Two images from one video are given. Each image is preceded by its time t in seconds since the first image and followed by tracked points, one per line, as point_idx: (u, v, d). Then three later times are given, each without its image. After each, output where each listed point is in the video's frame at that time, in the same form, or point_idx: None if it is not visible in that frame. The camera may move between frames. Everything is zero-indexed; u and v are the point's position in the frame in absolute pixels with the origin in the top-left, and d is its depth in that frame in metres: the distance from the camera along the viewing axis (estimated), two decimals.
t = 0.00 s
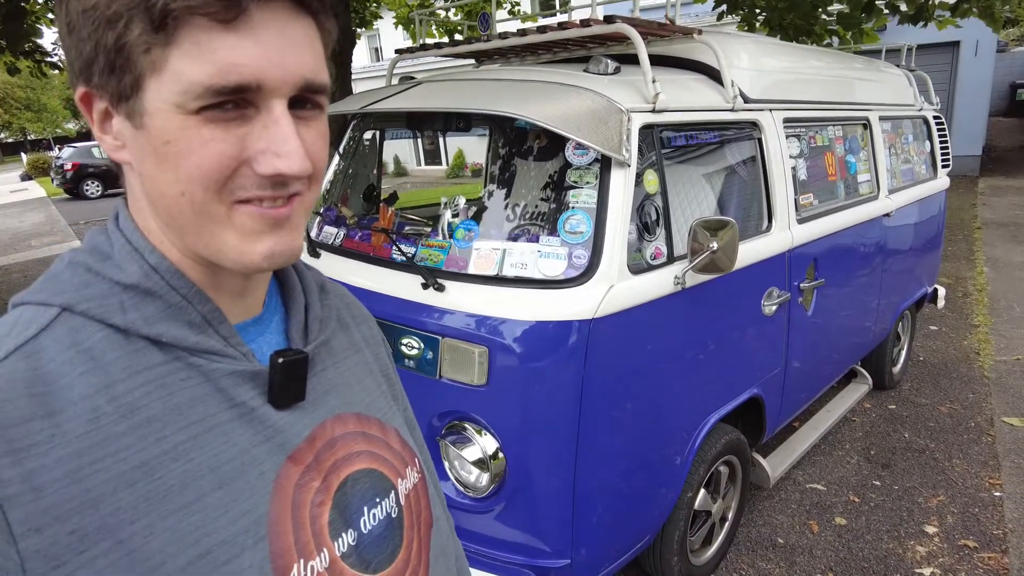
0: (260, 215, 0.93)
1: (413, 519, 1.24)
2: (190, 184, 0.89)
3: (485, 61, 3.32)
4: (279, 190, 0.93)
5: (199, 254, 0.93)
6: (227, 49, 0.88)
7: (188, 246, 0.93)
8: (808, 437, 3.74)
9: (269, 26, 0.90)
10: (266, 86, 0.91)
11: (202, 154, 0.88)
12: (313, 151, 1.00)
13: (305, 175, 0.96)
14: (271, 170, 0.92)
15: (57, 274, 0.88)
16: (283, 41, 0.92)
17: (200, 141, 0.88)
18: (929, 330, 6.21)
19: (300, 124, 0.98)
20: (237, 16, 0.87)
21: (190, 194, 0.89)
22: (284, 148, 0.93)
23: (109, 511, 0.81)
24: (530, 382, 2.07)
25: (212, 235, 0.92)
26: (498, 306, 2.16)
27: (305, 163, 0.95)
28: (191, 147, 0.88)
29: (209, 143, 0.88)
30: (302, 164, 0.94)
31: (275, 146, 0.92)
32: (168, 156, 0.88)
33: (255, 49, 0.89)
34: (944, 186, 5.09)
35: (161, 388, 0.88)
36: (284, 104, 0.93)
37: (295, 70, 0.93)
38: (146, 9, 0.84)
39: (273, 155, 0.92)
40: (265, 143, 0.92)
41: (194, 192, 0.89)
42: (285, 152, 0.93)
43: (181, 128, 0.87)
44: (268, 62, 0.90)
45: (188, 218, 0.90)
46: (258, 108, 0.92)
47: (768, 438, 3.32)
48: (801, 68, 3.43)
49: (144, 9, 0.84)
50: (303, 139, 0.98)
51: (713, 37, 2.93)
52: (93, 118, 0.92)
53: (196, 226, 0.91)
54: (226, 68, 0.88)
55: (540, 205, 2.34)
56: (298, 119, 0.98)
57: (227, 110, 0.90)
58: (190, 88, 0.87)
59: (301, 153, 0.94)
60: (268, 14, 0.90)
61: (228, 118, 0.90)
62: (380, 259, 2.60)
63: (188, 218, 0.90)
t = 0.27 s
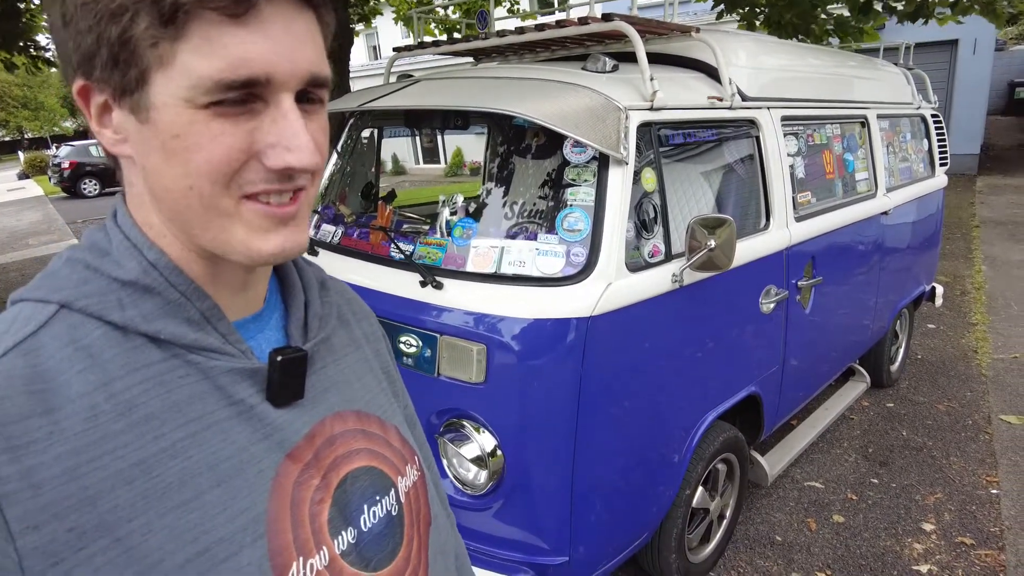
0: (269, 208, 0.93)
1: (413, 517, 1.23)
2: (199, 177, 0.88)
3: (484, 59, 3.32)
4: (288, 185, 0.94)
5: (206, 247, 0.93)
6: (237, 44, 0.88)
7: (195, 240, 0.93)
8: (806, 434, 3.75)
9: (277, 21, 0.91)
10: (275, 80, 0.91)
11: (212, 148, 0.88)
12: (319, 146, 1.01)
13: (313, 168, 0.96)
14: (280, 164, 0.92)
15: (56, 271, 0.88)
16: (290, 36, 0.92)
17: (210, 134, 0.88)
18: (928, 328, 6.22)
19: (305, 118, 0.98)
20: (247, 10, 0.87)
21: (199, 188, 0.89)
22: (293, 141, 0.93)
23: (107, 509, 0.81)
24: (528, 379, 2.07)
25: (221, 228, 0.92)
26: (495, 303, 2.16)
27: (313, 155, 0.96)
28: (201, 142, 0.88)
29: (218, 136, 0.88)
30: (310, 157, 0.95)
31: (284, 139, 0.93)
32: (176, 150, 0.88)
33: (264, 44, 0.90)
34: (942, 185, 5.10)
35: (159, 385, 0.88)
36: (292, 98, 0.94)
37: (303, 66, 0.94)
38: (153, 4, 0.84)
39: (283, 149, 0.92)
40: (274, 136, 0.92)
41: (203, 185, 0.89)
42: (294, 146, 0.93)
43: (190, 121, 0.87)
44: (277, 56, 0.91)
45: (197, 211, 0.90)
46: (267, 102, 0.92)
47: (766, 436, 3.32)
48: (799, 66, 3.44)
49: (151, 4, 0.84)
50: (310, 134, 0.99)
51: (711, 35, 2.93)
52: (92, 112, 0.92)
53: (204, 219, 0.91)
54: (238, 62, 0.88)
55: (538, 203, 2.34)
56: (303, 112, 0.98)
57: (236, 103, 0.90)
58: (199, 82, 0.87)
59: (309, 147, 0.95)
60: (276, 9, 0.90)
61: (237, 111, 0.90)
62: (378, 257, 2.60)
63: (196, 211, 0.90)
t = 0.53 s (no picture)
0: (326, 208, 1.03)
1: (414, 512, 1.25)
2: (328, 171, 1.01)
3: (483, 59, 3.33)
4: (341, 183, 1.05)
5: (311, 234, 1.03)
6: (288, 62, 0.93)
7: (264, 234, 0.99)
8: (804, 433, 3.77)
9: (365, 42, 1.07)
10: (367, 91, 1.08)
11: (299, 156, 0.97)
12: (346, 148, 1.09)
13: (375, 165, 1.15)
14: (372, 162, 1.10)
15: (54, 274, 0.86)
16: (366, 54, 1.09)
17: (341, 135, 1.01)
18: (925, 327, 6.24)
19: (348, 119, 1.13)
20: (365, 33, 1.04)
21: (328, 181, 1.01)
22: (376, 143, 1.11)
23: (113, 513, 0.83)
24: (528, 378, 2.08)
25: (329, 215, 1.04)
26: (496, 302, 2.17)
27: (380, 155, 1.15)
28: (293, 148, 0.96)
29: (342, 136, 1.02)
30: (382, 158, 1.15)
31: (372, 141, 1.09)
32: (313, 145, 0.98)
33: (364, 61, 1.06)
34: (939, 184, 5.12)
35: (162, 388, 0.89)
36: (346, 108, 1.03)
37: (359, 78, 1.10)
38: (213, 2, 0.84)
39: (369, 149, 1.09)
40: (367, 139, 1.08)
41: (329, 178, 1.01)
42: (377, 147, 1.12)
43: (328, 121, 0.99)
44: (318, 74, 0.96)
45: (319, 201, 1.01)
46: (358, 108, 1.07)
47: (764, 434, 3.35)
48: (797, 66, 3.45)
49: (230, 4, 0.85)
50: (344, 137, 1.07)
51: (709, 35, 2.95)
52: (212, 105, 0.89)
53: (321, 208, 1.02)
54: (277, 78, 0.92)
55: (538, 202, 2.35)
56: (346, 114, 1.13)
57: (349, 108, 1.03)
58: (341, 90, 1.00)
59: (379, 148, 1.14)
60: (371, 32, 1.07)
61: (350, 115, 1.04)
62: (378, 256, 2.62)
63: (318, 201, 1.01)
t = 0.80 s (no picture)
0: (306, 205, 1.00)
1: (401, 503, 1.25)
2: (305, 159, 0.96)
3: (479, 57, 3.33)
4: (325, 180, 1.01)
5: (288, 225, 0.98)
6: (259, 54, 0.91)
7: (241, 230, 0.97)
8: (800, 432, 3.76)
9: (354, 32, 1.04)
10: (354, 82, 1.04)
11: (267, 142, 0.92)
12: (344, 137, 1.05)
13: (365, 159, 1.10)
14: (357, 153, 1.05)
15: (39, 261, 0.85)
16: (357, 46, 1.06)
17: (320, 123, 0.97)
18: (922, 327, 6.24)
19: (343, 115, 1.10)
20: (352, 22, 1.00)
21: (304, 169, 0.96)
22: (363, 134, 1.06)
23: (104, 500, 0.82)
24: (520, 375, 2.08)
25: (307, 205, 0.99)
26: (489, 299, 2.17)
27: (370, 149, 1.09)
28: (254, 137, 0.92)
29: (321, 123, 0.97)
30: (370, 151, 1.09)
31: (358, 131, 1.04)
32: (289, 132, 0.94)
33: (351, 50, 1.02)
34: (936, 184, 5.12)
35: (151, 376, 0.88)
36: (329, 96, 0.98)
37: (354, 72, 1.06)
38: None
39: (355, 140, 1.04)
40: (352, 129, 1.03)
41: (305, 166, 0.96)
42: (363, 138, 1.06)
43: (305, 107, 0.95)
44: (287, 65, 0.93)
45: (294, 189, 0.96)
46: (345, 98, 1.03)
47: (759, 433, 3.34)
48: (793, 65, 3.45)
49: None
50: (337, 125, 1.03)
51: (704, 33, 2.94)
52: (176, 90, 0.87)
53: (296, 196, 0.97)
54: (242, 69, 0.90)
55: (532, 199, 2.35)
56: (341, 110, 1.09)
57: (332, 96, 0.99)
58: (320, 77, 0.96)
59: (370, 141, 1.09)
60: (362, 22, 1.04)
61: (332, 104, 0.99)
62: (372, 253, 2.61)
63: (293, 190, 0.96)
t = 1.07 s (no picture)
0: (228, 198, 0.93)
1: (403, 500, 1.24)
2: (159, 155, 0.89)
3: (477, 57, 3.33)
4: (249, 165, 0.93)
5: (174, 232, 0.93)
6: (186, 12, 0.87)
7: (166, 222, 0.93)
8: (798, 433, 3.76)
9: None
10: (226, 53, 0.90)
11: (131, 141, 0.91)
12: (289, 124, 0.98)
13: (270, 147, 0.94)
14: (233, 142, 0.91)
15: (55, 250, 0.88)
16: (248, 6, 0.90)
17: (165, 112, 0.89)
18: (920, 328, 6.24)
19: (278, 97, 0.97)
20: None
21: (159, 166, 0.90)
22: (245, 119, 0.92)
23: (111, 485, 0.81)
24: (518, 374, 2.07)
25: (182, 208, 0.92)
26: (487, 298, 2.16)
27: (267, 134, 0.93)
28: (156, 117, 0.89)
29: (172, 113, 0.89)
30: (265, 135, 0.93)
31: (236, 117, 0.91)
32: (136, 127, 0.90)
33: (216, 13, 0.88)
34: (934, 185, 5.13)
35: (159, 365, 0.88)
36: (251, 73, 0.92)
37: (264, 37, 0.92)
38: None
39: (235, 126, 0.91)
40: (226, 114, 0.91)
41: (160, 163, 0.90)
42: (245, 123, 0.91)
43: (148, 96, 0.88)
44: (228, 25, 0.89)
45: (160, 190, 0.91)
46: (224, 78, 0.91)
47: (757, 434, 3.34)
48: (791, 65, 3.45)
49: None
50: (274, 110, 0.96)
51: (702, 34, 2.94)
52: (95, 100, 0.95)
53: (167, 198, 0.91)
54: (186, 31, 0.87)
55: (529, 199, 2.34)
56: (275, 91, 0.97)
57: (194, 78, 0.90)
58: (153, 55, 0.87)
59: (261, 124, 0.93)
60: None
61: (194, 87, 0.90)
62: (369, 253, 2.61)
63: (158, 191, 0.91)
